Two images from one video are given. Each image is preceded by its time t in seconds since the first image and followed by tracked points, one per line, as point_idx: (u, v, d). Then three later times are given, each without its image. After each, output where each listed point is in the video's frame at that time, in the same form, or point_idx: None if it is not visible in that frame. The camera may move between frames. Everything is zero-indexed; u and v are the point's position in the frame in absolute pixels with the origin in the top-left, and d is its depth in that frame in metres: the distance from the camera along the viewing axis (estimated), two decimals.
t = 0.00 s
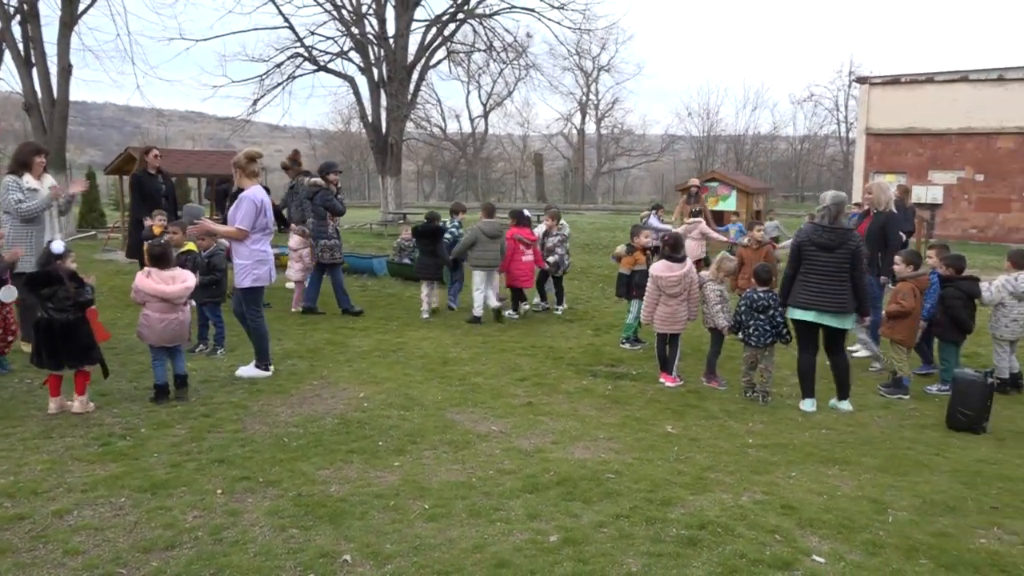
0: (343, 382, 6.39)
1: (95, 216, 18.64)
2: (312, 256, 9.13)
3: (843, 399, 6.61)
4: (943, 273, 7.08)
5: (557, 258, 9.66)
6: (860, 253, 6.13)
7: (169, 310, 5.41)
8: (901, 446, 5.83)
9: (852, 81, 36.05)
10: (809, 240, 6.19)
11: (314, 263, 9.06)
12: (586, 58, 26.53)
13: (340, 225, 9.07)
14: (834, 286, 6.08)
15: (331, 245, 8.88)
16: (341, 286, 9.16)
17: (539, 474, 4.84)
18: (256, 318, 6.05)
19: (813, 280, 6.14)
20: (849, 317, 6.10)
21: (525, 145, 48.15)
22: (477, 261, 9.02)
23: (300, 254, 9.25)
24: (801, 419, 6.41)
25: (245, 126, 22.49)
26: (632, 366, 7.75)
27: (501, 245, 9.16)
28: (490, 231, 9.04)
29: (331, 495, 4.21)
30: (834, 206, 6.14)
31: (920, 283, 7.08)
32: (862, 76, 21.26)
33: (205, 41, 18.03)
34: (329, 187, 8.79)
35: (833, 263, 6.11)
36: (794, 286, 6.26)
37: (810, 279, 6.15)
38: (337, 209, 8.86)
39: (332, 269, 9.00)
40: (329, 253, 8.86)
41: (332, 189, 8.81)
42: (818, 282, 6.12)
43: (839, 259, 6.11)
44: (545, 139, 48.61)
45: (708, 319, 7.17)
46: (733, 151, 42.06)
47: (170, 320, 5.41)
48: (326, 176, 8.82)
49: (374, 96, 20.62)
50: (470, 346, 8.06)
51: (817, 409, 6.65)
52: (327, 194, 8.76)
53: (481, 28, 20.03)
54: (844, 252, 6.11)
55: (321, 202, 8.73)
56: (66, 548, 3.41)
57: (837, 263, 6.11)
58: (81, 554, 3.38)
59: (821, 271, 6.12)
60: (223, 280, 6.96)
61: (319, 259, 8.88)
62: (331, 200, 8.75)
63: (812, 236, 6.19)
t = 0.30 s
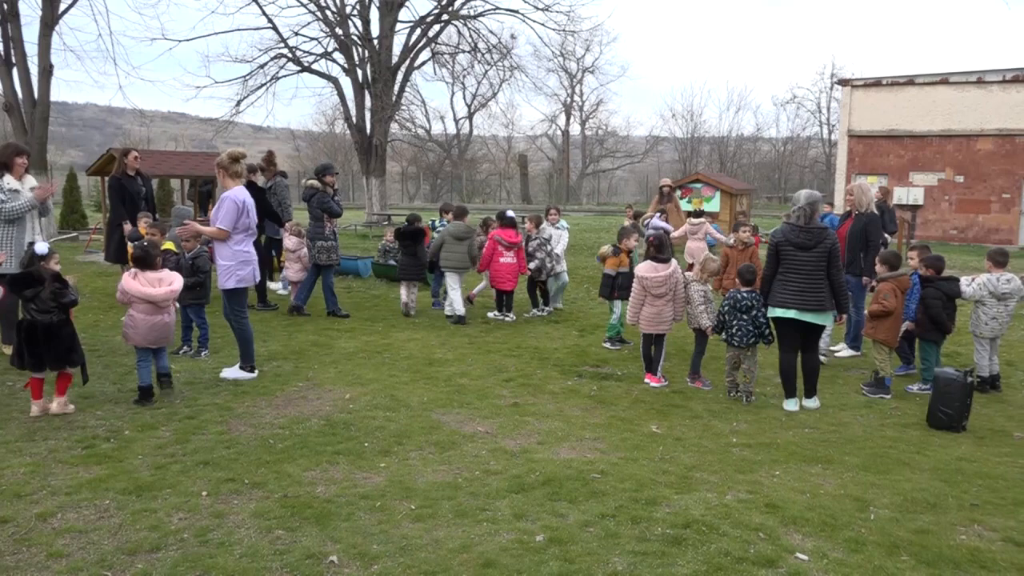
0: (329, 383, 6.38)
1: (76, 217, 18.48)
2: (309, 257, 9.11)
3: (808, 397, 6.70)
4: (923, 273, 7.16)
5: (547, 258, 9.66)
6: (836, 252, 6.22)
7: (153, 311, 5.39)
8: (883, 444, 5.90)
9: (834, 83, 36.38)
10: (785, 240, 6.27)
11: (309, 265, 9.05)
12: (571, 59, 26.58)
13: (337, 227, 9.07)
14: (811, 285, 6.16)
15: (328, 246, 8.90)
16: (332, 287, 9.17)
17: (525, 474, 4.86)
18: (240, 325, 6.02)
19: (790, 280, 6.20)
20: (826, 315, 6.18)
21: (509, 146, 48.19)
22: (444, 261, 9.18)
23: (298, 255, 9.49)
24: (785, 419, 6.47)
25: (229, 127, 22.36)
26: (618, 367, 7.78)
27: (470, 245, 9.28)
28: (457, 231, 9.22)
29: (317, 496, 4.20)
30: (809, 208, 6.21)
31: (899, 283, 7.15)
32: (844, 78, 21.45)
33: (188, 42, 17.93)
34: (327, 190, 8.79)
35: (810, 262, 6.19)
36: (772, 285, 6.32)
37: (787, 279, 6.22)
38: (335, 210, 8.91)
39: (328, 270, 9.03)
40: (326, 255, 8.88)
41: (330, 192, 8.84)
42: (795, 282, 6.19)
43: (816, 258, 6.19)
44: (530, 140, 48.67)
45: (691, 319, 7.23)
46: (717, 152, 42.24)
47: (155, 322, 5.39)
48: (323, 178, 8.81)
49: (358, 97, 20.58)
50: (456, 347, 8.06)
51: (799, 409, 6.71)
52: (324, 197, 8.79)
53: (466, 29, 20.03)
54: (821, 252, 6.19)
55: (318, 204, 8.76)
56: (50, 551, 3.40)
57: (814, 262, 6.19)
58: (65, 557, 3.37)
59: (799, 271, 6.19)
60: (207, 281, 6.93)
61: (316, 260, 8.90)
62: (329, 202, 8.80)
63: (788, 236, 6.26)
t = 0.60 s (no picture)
0: (317, 385, 6.37)
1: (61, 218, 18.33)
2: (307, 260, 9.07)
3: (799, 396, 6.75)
4: (909, 274, 7.24)
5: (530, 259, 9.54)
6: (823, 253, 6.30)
7: (146, 311, 5.36)
8: (869, 444, 5.95)
9: (819, 85, 36.61)
10: (774, 243, 6.28)
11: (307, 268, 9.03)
12: (558, 61, 26.64)
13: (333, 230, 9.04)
14: (803, 286, 6.21)
15: (324, 248, 8.85)
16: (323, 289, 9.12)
17: (514, 475, 4.87)
18: (220, 326, 6.04)
19: (781, 282, 6.24)
20: (817, 315, 6.23)
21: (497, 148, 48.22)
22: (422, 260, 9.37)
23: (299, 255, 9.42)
24: (772, 419, 6.51)
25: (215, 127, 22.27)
26: (606, 367, 7.81)
27: (447, 242, 9.35)
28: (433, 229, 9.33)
29: (307, 497, 4.20)
30: (795, 209, 6.30)
31: (879, 281, 7.17)
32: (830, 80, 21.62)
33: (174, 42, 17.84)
34: (324, 192, 8.81)
35: (799, 263, 6.24)
36: (763, 288, 6.35)
37: (778, 281, 6.25)
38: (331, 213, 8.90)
39: (323, 273, 8.97)
40: (322, 257, 8.82)
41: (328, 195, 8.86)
42: (787, 283, 6.22)
43: (805, 259, 6.26)
44: (517, 141, 48.72)
45: (680, 320, 7.26)
46: (704, 154, 42.41)
47: (147, 322, 5.35)
48: (321, 180, 8.84)
49: (346, 98, 20.55)
50: (445, 348, 8.07)
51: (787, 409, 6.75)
52: (321, 199, 8.79)
53: (453, 31, 20.04)
54: (810, 253, 6.27)
55: (315, 206, 8.78)
56: (38, 554, 3.39)
57: (804, 264, 6.25)
58: (53, 560, 3.36)
59: (790, 272, 6.24)
60: (194, 283, 6.89)
61: (312, 262, 8.85)
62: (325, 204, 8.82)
63: (777, 238, 6.29)
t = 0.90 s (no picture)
0: (306, 386, 6.36)
1: (46, 220, 18.21)
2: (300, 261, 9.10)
3: (805, 397, 6.76)
4: (893, 273, 7.27)
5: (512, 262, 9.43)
6: (818, 255, 6.36)
7: (131, 316, 5.34)
8: (856, 442, 6.00)
9: (806, 86, 36.76)
10: (773, 243, 6.30)
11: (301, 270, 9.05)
12: (547, 62, 26.63)
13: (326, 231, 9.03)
14: (798, 286, 6.26)
15: (315, 250, 8.86)
16: (313, 290, 9.11)
17: (503, 475, 4.88)
18: (199, 324, 5.97)
19: (779, 281, 6.26)
20: (812, 315, 6.29)
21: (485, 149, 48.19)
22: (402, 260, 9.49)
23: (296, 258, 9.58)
24: (760, 418, 6.55)
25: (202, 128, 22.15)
26: (595, 368, 7.84)
27: (425, 241, 9.44)
28: (412, 229, 9.44)
29: (296, 499, 4.20)
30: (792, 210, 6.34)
31: (858, 280, 7.18)
32: (816, 81, 21.74)
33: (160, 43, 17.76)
34: (318, 194, 8.75)
35: (796, 263, 6.28)
36: (759, 287, 6.36)
37: (776, 280, 6.27)
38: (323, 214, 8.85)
39: (314, 274, 8.98)
40: (313, 259, 8.84)
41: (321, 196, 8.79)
42: (783, 283, 6.26)
43: (802, 260, 6.30)
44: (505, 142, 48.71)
45: (667, 319, 7.30)
46: (692, 155, 42.49)
47: (132, 326, 5.32)
48: (314, 181, 8.82)
49: (334, 99, 20.50)
50: (433, 349, 8.07)
51: (774, 408, 6.80)
52: (313, 200, 8.73)
53: (441, 32, 20.02)
54: (806, 254, 6.32)
55: (307, 208, 8.73)
56: (25, 557, 3.38)
57: (801, 264, 6.29)
58: (41, 563, 3.35)
59: (788, 272, 6.26)
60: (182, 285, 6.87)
61: (303, 263, 8.85)
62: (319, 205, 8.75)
63: (775, 238, 6.31)
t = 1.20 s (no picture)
0: (293, 389, 6.34)
1: (29, 223, 18.07)
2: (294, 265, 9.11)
3: (792, 399, 6.80)
4: (877, 274, 7.36)
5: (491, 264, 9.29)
6: (820, 256, 6.36)
7: (107, 319, 5.31)
8: (841, 442, 6.04)
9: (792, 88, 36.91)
10: (773, 242, 6.34)
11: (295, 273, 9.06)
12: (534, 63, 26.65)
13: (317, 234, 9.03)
14: (798, 286, 6.30)
15: (305, 252, 8.87)
16: (301, 294, 9.07)
17: (491, 477, 4.89)
18: (195, 328, 5.98)
19: (778, 281, 6.31)
20: (812, 315, 6.33)
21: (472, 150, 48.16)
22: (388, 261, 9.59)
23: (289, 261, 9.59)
24: (746, 418, 6.60)
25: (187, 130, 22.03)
26: (583, 369, 7.86)
27: (408, 243, 9.49)
28: (398, 229, 9.52)
29: (284, 502, 4.19)
30: (796, 210, 6.35)
31: (840, 279, 7.32)
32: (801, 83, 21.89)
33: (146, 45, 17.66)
34: (307, 196, 8.76)
35: (796, 264, 6.31)
36: (758, 286, 6.41)
37: (776, 280, 6.31)
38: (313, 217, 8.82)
39: (304, 277, 8.97)
40: (302, 262, 8.84)
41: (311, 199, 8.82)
42: (782, 282, 6.30)
43: (803, 260, 6.32)
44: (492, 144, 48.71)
45: (653, 321, 7.33)
46: (678, 157, 42.59)
47: (109, 329, 5.30)
48: (303, 185, 8.81)
49: (320, 101, 20.45)
50: (420, 351, 8.07)
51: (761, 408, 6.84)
52: (304, 202, 8.74)
53: (428, 34, 20.00)
54: (807, 255, 6.32)
55: (295, 209, 8.69)
56: (10, 563, 3.36)
57: (800, 265, 6.32)
58: (27, 568, 3.33)
59: (787, 272, 6.31)
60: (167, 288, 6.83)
61: (294, 266, 8.86)
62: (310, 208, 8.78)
63: (776, 238, 6.34)
